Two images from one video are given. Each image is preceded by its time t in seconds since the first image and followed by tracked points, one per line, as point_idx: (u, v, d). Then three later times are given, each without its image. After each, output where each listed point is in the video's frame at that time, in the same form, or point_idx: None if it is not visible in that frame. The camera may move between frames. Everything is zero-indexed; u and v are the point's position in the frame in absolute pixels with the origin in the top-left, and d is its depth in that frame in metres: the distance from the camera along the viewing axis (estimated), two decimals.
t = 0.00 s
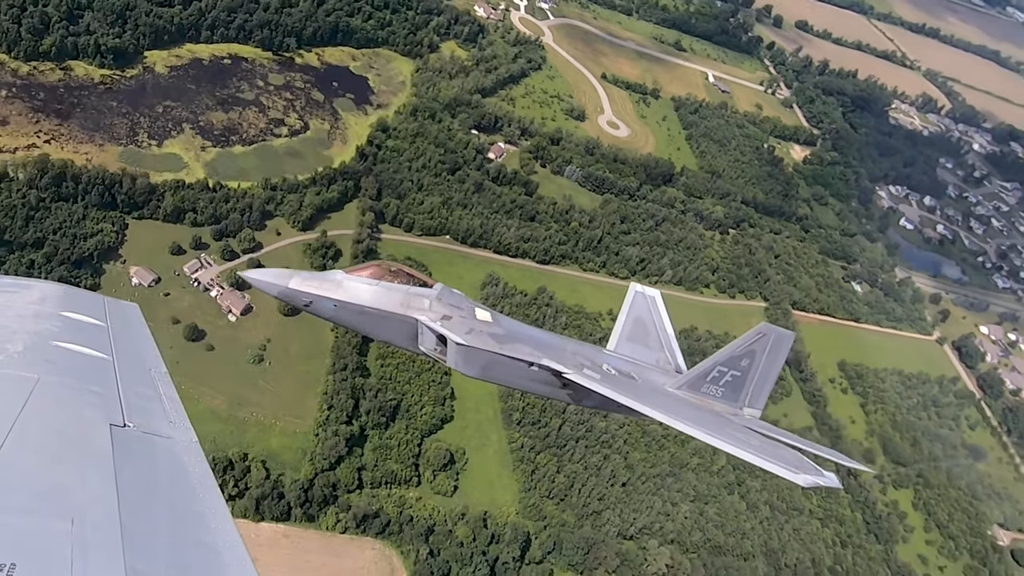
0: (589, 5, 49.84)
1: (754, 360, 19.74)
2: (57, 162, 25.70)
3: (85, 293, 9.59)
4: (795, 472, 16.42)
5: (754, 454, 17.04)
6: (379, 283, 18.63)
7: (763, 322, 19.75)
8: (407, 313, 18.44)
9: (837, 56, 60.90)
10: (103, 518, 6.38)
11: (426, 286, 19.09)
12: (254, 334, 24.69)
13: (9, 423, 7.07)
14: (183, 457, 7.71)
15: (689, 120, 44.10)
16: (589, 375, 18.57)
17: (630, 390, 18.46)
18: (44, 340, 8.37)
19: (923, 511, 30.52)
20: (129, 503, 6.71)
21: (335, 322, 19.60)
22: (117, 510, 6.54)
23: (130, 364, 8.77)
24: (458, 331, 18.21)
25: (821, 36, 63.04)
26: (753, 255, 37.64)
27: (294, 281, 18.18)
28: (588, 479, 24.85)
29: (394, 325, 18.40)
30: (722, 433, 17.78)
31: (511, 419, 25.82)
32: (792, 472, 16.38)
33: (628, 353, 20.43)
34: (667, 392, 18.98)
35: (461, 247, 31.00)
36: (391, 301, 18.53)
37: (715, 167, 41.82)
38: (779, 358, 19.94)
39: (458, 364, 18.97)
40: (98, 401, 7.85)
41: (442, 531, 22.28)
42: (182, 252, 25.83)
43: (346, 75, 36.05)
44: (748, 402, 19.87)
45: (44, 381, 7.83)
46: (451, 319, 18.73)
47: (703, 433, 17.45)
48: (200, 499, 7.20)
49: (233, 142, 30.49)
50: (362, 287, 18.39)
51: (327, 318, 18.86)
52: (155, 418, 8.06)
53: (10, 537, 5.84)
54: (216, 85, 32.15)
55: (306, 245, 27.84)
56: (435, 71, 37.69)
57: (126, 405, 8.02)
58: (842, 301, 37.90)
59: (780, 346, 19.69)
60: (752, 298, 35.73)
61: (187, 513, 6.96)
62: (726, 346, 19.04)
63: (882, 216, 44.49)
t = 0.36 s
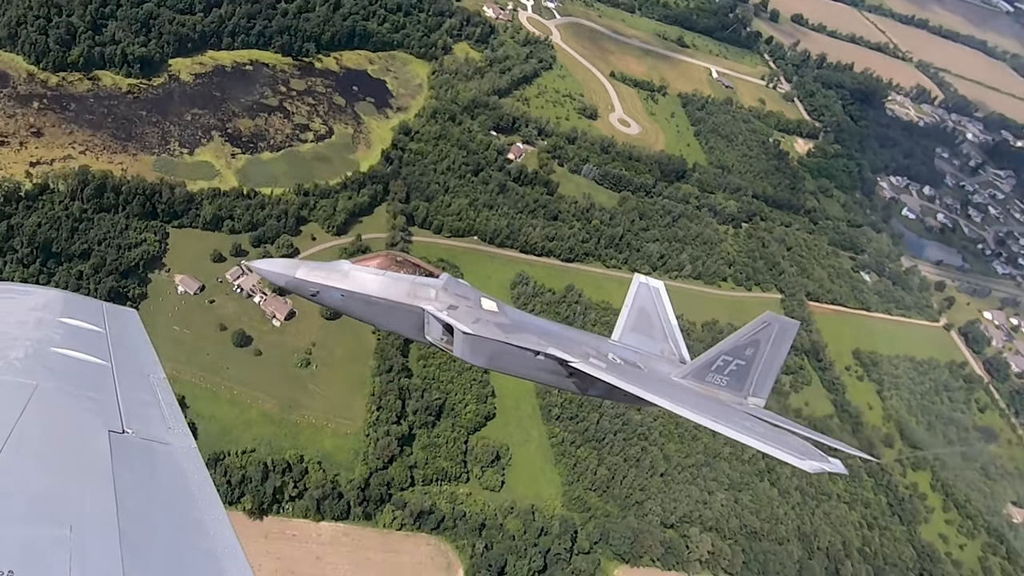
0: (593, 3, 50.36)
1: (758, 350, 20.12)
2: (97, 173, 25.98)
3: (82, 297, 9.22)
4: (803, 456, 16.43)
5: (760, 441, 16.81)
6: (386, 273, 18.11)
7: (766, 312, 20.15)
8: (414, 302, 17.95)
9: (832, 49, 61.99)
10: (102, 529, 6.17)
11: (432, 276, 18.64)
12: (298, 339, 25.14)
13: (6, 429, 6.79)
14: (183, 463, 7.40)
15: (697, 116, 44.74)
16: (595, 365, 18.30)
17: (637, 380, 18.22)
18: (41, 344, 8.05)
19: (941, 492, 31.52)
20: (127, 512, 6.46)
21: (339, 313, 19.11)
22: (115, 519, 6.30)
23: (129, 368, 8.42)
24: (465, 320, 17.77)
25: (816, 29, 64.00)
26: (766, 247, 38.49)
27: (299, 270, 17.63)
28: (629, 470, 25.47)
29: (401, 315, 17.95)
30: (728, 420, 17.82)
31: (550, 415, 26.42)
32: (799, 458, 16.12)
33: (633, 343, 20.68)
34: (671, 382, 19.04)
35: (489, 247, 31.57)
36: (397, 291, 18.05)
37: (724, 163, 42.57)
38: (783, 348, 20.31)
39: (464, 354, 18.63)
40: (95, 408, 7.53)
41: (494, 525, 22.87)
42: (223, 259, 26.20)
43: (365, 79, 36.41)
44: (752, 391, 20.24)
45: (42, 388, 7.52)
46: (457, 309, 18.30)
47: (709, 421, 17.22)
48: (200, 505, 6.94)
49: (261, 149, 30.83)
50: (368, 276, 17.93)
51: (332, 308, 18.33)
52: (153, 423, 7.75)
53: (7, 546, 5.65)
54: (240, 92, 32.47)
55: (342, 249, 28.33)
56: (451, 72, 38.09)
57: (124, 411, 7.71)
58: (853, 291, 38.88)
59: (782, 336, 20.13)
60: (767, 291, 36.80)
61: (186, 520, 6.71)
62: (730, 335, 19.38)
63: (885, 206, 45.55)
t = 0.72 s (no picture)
0: (597, 3, 51.00)
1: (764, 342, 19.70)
2: (140, 187, 26.34)
3: (81, 304, 9.36)
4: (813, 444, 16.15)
5: (771, 429, 16.73)
6: (392, 268, 17.89)
7: (772, 304, 19.79)
8: (421, 296, 17.65)
9: (825, 43, 63.05)
10: (100, 534, 6.24)
11: (437, 272, 18.42)
12: (346, 344, 25.67)
13: (4, 435, 6.90)
14: (179, 472, 7.50)
15: (705, 113, 45.40)
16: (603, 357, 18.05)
17: (645, 371, 17.97)
18: (40, 352, 8.18)
19: (960, 473, 32.59)
20: (124, 518, 6.53)
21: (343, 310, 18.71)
22: (112, 524, 6.37)
23: (127, 375, 8.57)
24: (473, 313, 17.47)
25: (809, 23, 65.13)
26: (780, 240, 39.39)
27: (305, 264, 17.34)
28: (673, 462, 26.31)
29: (407, 308, 17.59)
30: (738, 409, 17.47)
31: (592, 411, 27.12)
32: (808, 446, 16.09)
33: (638, 337, 20.31)
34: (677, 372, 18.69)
35: (518, 248, 32.09)
36: (403, 285, 17.78)
37: (734, 158, 43.35)
38: (790, 339, 19.81)
39: (471, 348, 18.20)
40: (92, 415, 7.65)
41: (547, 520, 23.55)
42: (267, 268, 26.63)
43: (385, 84, 36.85)
44: (759, 383, 19.62)
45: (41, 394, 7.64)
46: (463, 303, 18.03)
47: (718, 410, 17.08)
48: (197, 514, 7.02)
49: (292, 157, 31.24)
50: (374, 270, 17.65)
51: (338, 304, 18.01)
52: (150, 430, 7.87)
53: (6, 551, 5.71)
54: (267, 101, 32.86)
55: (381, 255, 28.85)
56: (467, 76, 38.58)
57: (121, 418, 7.83)
58: (864, 280, 39.91)
59: (788, 328, 19.72)
60: (783, 283, 37.51)
61: (181, 527, 6.76)
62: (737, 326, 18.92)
63: (887, 196, 46.66)
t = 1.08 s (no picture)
0: (599, 3, 51.56)
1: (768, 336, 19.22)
2: (178, 198, 26.69)
3: (78, 296, 9.54)
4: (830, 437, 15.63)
5: (783, 422, 16.13)
6: (393, 265, 17.36)
7: (776, 298, 19.31)
8: (424, 294, 17.09)
9: (820, 37, 64.06)
10: (100, 523, 6.43)
11: (439, 269, 17.90)
12: (387, 347, 26.19)
13: (6, 426, 7.09)
14: (178, 462, 7.68)
15: (710, 110, 46.11)
16: (610, 353, 17.53)
17: (654, 366, 17.44)
18: (40, 346, 8.37)
19: (974, 455, 33.61)
20: (123, 508, 6.71)
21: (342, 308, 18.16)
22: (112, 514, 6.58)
23: (125, 367, 8.73)
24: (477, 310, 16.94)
25: (803, 18, 66.12)
26: (791, 233, 40.24)
27: (305, 264, 16.73)
28: (707, 454, 27.11)
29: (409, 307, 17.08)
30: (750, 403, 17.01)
31: (626, 406, 27.74)
32: (821, 438, 15.43)
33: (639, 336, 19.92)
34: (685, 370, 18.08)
35: (543, 248, 32.63)
36: (404, 282, 17.26)
37: (741, 154, 44.06)
38: (794, 332, 19.37)
39: (476, 346, 17.70)
40: (92, 406, 7.82)
41: (592, 514, 24.24)
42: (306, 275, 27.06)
43: (402, 89, 37.29)
44: (764, 378, 19.25)
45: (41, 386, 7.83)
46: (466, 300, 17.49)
47: (730, 404, 16.50)
48: (196, 504, 7.21)
49: (319, 164, 31.65)
50: (376, 269, 17.11)
51: (339, 303, 17.46)
52: (149, 422, 8.03)
53: (8, 539, 5.91)
54: (290, 109, 33.22)
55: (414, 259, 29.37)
56: (481, 78, 39.04)
57: (121, 409, 8.00)
58: (872, 271, 40.87)
59: (793, 321, 19.20)
60: (795, 276, 38.39)
61: (178, 517, 6.94)
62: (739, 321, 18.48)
63: (888, 187, 47.64)
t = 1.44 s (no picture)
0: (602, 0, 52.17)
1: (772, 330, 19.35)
2: (220, 206, 27.16)
3: (79, 285, 9.22)
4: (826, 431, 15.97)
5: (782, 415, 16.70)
6: (397, 260, 17.91)
7: (778, 291, 19.41)
8: (427, 288, 17.70)
9: (814, 28, 65.12)
10: (101, 513, 6.28)
11: (443, 263, 18.36)
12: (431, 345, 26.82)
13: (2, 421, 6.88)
14: (181, 452, 7.40)
15: (716, 104, 46.90)
16: (611, 347, 17.98)
17: (654, 360, 17.91)
18: (41, 337, 8.09)
19: (986, 434, 34.88)
20: (125, 498, 6.53)
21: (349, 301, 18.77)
22: (114, 505, 6.40)
23: (127, 357, 8.40)
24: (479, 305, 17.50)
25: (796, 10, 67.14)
26: (801, 223, 41.17)
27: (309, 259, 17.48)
28: (741, 441, 28.07)
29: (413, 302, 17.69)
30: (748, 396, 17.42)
31: (661, 397, 28.49)
32: (822, 431, 16.01)
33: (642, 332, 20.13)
34: (686, 364, 18.45)
35: (568, 245, 33.26)
36: (408, 277, 17.84)
37: (749, 147, 44.84)
38: (798, 326, 19.49)
39: (478, 339, 18.22)
40: (92, 398, 7.53)
41: (638, 502, 25.07)
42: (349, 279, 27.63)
43: (421, 91, 37.81)
44: (767, 372, 19.40)
45: (40, 377, 7.57)
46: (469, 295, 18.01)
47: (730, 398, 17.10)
48: (198, 493, 6.96)
49: (349, 168, 32.16)
50: (379, 264, 17.77)
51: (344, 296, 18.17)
52: (151, 411, 7.72)
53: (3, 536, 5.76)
54: (316, 113, 33.66)
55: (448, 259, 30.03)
56: (497, 78, 39.58)
57: (122, 399, 7.69)
58: (880, 258, 41.97)
59: (796, 315, 19.31)
60: (808, 265, 39.38)
61: (182, 508, 6.75)
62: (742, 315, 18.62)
63: (889, 175, 48.80)
